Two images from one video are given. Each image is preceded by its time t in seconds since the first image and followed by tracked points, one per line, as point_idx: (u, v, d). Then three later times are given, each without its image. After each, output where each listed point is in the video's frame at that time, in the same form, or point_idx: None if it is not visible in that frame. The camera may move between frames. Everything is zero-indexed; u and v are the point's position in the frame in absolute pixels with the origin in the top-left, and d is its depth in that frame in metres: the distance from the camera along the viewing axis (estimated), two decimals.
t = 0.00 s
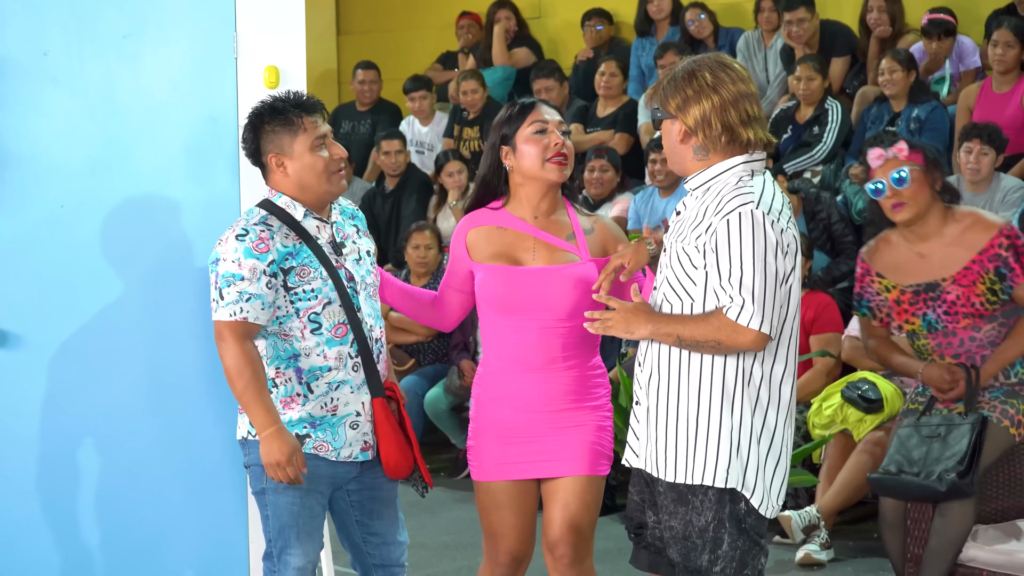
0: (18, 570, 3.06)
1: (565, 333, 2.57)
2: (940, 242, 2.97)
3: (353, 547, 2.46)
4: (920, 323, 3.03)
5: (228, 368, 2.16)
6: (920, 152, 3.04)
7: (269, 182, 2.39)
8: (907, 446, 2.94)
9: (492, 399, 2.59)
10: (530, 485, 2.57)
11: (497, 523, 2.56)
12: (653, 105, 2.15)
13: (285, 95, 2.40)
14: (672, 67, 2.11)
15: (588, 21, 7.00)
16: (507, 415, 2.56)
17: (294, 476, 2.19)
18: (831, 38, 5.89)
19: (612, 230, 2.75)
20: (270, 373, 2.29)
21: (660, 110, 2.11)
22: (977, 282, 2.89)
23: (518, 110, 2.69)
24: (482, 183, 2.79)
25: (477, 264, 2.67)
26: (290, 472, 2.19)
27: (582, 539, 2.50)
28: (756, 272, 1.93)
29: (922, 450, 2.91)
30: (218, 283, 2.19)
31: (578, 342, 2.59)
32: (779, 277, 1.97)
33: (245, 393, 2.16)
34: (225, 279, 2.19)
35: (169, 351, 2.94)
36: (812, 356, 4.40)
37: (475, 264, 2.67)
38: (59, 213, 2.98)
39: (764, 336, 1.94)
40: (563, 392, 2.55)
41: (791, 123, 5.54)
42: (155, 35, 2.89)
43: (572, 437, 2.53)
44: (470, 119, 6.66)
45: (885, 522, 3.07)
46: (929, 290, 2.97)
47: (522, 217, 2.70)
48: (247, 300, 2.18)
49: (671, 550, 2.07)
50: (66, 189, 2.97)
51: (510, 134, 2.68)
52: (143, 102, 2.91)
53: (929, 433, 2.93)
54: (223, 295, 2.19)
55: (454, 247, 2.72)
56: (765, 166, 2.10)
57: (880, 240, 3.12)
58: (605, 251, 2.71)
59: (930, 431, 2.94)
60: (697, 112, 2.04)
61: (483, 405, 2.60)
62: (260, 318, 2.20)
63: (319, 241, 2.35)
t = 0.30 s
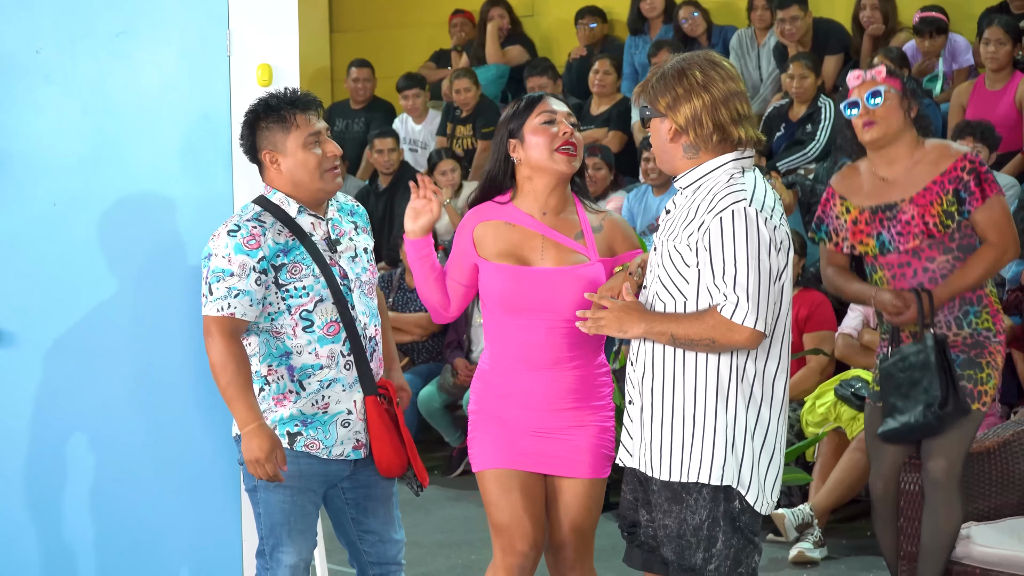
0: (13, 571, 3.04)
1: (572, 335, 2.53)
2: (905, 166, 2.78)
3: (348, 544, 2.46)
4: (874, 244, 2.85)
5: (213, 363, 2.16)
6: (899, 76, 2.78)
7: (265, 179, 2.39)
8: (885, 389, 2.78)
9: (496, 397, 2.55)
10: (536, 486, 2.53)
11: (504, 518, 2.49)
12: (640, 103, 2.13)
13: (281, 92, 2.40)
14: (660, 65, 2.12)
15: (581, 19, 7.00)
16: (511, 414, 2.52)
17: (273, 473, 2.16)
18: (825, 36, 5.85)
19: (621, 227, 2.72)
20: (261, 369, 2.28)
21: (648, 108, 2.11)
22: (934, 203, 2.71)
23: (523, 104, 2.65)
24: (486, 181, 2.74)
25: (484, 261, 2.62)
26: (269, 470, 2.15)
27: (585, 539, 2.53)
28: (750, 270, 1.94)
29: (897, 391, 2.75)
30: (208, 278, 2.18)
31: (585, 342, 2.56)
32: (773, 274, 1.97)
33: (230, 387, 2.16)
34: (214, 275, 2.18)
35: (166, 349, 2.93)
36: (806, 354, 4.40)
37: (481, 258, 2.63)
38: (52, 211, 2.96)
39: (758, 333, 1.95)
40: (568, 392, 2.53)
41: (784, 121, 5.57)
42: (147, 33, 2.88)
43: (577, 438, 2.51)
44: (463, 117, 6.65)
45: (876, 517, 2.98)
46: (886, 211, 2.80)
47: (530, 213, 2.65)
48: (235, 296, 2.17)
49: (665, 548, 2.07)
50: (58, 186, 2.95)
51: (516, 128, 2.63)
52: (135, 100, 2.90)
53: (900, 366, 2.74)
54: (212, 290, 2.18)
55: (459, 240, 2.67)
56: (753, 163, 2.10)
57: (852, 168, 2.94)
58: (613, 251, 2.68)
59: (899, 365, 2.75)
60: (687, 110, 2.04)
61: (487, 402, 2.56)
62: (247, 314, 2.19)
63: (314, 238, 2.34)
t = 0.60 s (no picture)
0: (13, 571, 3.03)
1: (581, 340, 2.46)
2: (902, 157, 2.71)
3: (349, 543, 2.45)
4: (861, 231, 2.75)
5: (211, 362, 2.16)
6: (912, 67, 2.71)
7: (268, 177, 2.38)
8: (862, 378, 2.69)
9: (506, 408, 2.40)
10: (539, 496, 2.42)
11: (520, 524, 2.36)
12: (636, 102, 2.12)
13: (289, 90, 2.39)
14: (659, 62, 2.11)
15: (581, 18, 6.99)
16: (523, 425, 2.39)
17: (268, 475, 2.16)
18: (825, 35, 5.84)
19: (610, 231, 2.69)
20: (261, 369, 2.28)
21: (645, 106, 2.10)
22: (928, 196, 2.64)
23: (521, 106, 2.50)
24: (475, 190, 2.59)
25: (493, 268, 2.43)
26: (264, 471, 2.15)
27: (589, 546, 2.45)
28: (752, 267, 1.93)
29: (878, 382, 2.66)
30: (207, 278, 2.18)
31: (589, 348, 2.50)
32: (775, 272, 1.97)
33: (227, 388, 2.16)
34: (213, 275, 2.17)
35: (165, 349, 2.92)
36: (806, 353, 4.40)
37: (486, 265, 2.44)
38: (51, 209, 2.95)
39: (761, 331, 1.94)
40: (577, 400, 2.44)
41: (784, 120, 5.57)
42: (146, 31, 2.87)
43: (585, 446, 2.44)
44: (462, 116, 6.64)
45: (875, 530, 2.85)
46: (876, 198, 2.71)
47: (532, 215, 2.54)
48: (233, 296, 2.17)
49: (666, 548, 2.06)
50: (57, 185, 2.95)
51: (514, 131, 2.49)
52: (134, 99, 2.89)
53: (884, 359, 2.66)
54: (211, 290, 2.18)
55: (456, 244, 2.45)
56: (748, 160, 2.09)
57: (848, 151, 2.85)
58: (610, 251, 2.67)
59: (884, 356, 2.66)
60: (687, 108, 2.03)
61: (495, 414, 2.40)
62: (245, 314, 2.19)
63: (315, 238, 2.34)
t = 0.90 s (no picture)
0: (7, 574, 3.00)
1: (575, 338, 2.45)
2: (908, 158, 2.56)
3: (349, 544, 2.42)
4: (860, 228, 2.59)
5: (208, 365, 2.13)
6: (944, 70, 2.52)
7: (268, 176, 2.34)
8: (839, 379, 2.53)
9: (507, 409, 2.35)
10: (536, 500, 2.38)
11: (519, 531, 2.32)
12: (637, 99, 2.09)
13: (288, 87, 2.36)
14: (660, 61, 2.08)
15: (582, 15, 6.96)
16: (524, 426, 2.35)
17: (269, 477, 2.13)
18: (828, 32, 5.81)
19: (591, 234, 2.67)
20: (258, 371, 2.25)
21: (647, 105, 2.06)
22: (936, 200, 2.50)
23: (516, 101, 2.41)
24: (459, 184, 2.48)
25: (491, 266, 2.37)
26: (265, 474, 2.12)
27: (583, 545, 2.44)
28: (758, 268, 1.90)
29: (859, 386, 2.51)
30: (203, 280, 2.15)
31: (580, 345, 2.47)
32: (780, 271, 1.94)
33: (225, 391, 2.13)
34: (209, 278, 2.15)
35: (164, 349, 2.89)
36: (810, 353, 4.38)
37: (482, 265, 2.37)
38: (48, 208, 2.92)
39: (768, 333, 1.92)
40: (572, 399, 2.42)
41: (787, 117, 5.54)
42: (144, 28, 2.84)
43: (579, 442, 2.42)
44: (462, 114, 6.61)
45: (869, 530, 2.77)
46: (880, 195, 2.55)
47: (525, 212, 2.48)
48: (230, 299, 2.14)
49: (667, 549, 2.03)
50: (54, 183, 2.91)
51: (511, 127, 2.39)
52: (132, 96, 2.86)
53: (868, 364, 2.49)
54: (207, 292, 2.15)
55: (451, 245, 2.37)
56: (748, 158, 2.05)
57: (851, 141, 2.68)
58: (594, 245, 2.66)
59: (868, 361, 2.49)
60: (691, 106, 2.00)
61: (496, 416, 2.35)
62: (243, 317, 2.16)
63: (312, 238, 2.30)
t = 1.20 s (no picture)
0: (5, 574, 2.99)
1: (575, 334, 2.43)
2: (910, 155, 2.47)
3: (350, 544, 2.41)
4: (864, 227, 2.49)
5: (206, 367, 2.13)
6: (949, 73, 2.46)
7: (263, 176, 2.33)
8: (835, 381, 2.42)
9: (507, 408, 2.33)
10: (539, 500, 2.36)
11: (524, 531, 2.32)
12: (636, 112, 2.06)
13: (283, 86, 2.35)
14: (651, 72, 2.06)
15: (583, 14, 6.94)
16: (525, 425, 2.34)
17: (265, 479, 2.12)
18: (829, 30, 5.80)
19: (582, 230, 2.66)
20: (256, 371, 2.25)
21: (660, 115, 2.02)
22: (943, 198, 2.42)
23: (521, 103, 2.37)
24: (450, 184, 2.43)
25: (490, 264, 2.35)
26: (261, 476, 2.11)
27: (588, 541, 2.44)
28: (764, 268, 1.89)
29: (857, 390, 2.39)
30: (200, 281, 2.15)
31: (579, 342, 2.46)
32: (784, 271, 1.93)
33: (222, 392, 2.12)
34: (206, 279, 2.14)
35: (164, 348, 2.88)
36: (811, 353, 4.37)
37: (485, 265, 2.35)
38: (47, 208, 2.91)
39: (774, 333, 1.91)
40: (572, 396, 2.40)
41: (788, 116, 5.53)
42: (144, 28, 2.83)
43: (580, 439, 2.41)
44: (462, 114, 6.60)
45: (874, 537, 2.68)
46: (884, 193, 2.45)
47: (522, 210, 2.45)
48: (226, 300, 2.13)
49: (666, 549, 2.02)
50: (53, 183, 2.91)
51: (519, 128, 2.35)
52: (132, 96, 2.85)
53: (868, 368, 2.38)
54: (203, 293, 2.14)
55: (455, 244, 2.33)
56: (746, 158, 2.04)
57: (848, 139, 2.59)
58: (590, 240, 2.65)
59: (869, 364, 2.38)
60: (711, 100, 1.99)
61: (497, 416, 2.33)
62: (239, 318, 2.15)
63: (309, 238, 2.29)
